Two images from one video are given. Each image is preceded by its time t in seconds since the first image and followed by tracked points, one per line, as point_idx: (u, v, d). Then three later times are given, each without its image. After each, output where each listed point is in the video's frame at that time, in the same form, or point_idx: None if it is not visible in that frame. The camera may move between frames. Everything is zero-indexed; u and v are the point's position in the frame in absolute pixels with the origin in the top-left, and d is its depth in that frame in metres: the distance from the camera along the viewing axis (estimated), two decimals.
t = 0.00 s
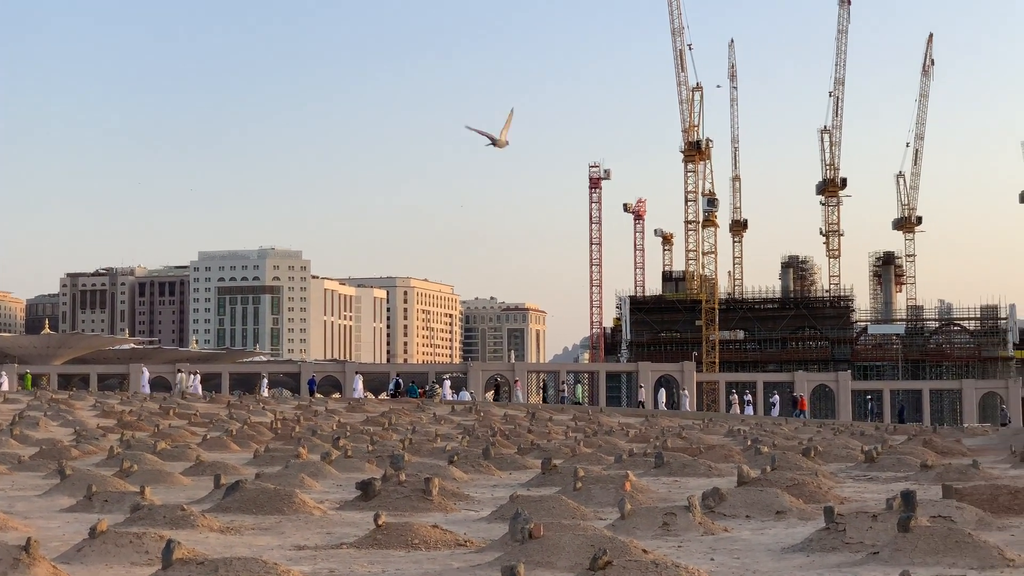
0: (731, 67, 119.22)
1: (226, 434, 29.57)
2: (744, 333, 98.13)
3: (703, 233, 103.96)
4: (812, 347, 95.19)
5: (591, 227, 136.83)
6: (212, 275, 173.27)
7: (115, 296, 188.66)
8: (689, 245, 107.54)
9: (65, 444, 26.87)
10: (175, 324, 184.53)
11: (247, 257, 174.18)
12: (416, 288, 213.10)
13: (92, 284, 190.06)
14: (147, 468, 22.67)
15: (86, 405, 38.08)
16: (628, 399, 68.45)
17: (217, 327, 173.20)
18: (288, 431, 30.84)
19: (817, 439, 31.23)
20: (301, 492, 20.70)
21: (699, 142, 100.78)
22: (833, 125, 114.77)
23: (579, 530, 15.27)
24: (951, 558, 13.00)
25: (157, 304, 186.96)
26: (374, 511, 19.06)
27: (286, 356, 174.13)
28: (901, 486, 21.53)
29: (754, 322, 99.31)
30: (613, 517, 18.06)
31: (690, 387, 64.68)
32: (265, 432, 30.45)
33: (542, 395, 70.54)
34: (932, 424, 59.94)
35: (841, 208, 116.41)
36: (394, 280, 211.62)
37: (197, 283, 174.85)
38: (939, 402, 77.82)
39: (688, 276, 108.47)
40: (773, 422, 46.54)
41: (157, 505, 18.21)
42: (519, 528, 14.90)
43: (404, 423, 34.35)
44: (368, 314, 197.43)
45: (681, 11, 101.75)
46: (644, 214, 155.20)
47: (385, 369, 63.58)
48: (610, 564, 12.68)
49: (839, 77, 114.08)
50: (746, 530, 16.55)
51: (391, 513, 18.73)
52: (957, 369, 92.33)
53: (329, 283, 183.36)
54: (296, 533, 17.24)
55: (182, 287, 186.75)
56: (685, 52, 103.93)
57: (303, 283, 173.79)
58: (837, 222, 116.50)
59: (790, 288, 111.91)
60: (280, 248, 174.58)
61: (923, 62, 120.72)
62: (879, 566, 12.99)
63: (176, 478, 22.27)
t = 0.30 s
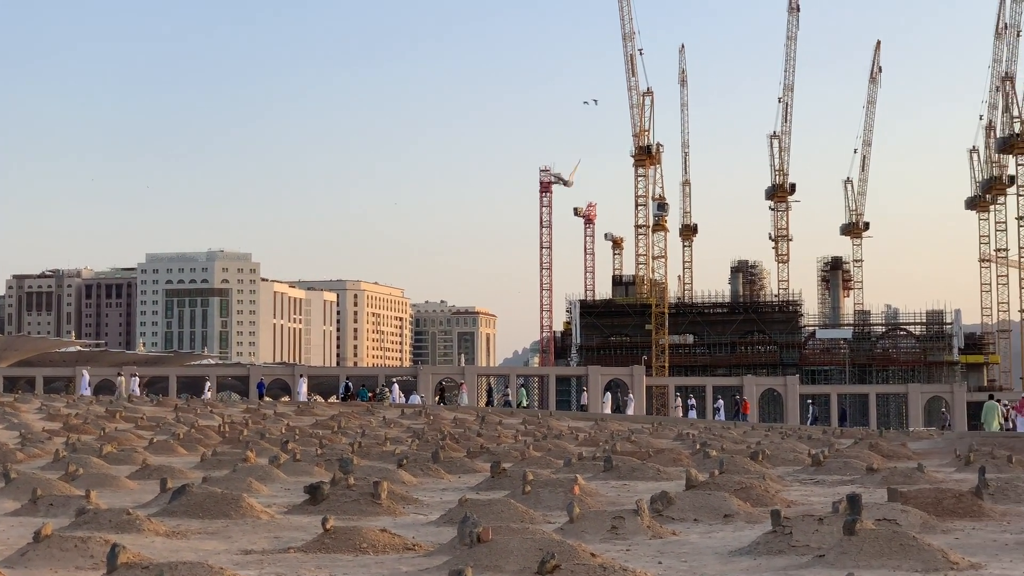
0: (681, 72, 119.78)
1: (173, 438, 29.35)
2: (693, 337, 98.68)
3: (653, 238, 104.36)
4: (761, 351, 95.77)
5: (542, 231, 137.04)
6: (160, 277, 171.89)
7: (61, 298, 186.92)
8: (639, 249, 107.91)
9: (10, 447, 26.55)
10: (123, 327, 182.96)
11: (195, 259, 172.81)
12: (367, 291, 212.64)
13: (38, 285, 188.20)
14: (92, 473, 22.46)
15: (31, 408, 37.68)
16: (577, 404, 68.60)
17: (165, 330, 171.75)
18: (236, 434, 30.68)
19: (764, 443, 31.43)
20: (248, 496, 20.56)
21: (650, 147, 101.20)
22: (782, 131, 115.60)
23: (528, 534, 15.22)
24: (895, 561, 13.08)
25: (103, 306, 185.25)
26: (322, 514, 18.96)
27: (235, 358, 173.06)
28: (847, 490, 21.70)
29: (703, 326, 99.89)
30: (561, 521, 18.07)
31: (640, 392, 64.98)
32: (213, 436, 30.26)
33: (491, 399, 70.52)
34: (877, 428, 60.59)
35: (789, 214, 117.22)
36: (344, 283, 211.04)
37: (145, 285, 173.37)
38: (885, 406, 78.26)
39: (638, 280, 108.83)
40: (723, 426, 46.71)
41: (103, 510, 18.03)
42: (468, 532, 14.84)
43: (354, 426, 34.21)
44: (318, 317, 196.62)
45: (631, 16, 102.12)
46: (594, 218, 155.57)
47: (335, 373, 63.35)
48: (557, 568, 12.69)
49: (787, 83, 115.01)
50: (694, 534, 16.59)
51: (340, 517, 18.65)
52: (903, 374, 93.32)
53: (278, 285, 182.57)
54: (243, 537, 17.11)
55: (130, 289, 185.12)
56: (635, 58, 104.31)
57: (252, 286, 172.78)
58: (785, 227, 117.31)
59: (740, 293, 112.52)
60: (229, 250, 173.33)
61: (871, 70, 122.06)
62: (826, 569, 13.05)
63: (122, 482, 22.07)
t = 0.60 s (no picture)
0: (632, 75, 120.22)
1: (120, 439, 29.10)
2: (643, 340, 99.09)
3: (603, 240, 104.57)
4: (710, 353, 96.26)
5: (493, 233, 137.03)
6: (107, 277, 170.60)
7: (7, 298, 184.98)
8: (590, 252, 108.09)
9: None
10: (69, 327, 181.23)
11: (143, 260, 171.65)
12: (316, 292, 211.77)
13: None
14: (36, 475, 22.23)
15: None
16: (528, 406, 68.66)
17: (112, 331, 170.35)
18: (184, 436, 30.44)
19: (712, 445, 31.60)
20: (195, 498, 20.41)
21: (601, 150, 101.43)
22: (732, 135, 116.23)
23: (475, 535, 15.21)
24: (841, 562, 13.19)
25: (50, 307, 183.46)
26: (270, 517, 18.84)
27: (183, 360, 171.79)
28: (794, 491, 21.86)
29: (653, 328, 100.32)
30: (510, 523, 18.07)
31: (590, 394, 65.14)
32: (160, 438, 30.01)
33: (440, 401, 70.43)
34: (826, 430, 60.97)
35: (739, 217, 117.87)
36: (294, 284, 210.14)
37: (91, 286, 171.96)
38: (834, 408, 78.69)
39: (589, 283, 109.04)
40: (672, 428, 46.84)
41: (48, 512, 17.83)
42: (416, 534, 14.81)
43: (303, 428, 34.06)
44: (267, 318, 195.52)
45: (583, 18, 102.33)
46: (545, 220, 155.74)
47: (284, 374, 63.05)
48: (506, 569, 12.67)
49: (737, 87, 115.66)
50: (642, 535, 16.63)
51: (288, 519, 18.55)
52: (850, 376, 94.03)
53: (227, 286, 181.46)
54: (189, 540, 16.97)
55: (76, 289, 183.40)
56: (587, 60, 104.51)
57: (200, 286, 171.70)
58: (735, 230, 117.95)
59: (689, 296, 112.96)
60: (178, 251, 172.32)
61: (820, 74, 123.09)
62: (773, 570, 13.12)
63: (67, 483, 21.85)
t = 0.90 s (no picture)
0: (579, 76, 120.49)
1: (61, 439, 28.79)
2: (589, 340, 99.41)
3: (550, 240, 104.71)
4: (655, 354, 96.68)
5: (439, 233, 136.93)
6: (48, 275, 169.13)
7: None
8: (536, 252, 108.22)
9: None
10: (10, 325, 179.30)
11: (86, 258, 170.34)
12: (262, 291, 210.70)
13: None
14: None
15: None
16: (473, 406, 68.69)
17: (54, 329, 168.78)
18: (126, 435, 30.16)
19: (658, 445, 31.75)
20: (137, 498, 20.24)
21: (548, 150, 101.57)
22: (679, 136, 116.77)
23: (420, 536, 15.17)
24: (783, 561, 13.26)
25: None
26: (213, 516, 18.70)
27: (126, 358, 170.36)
28: (737, 491, 21.99)
29: (599, 329, 100.67)
30: (455, 523, 18.05)
31: (536, 393, 65.23)
32: (102, 437, 29.73)
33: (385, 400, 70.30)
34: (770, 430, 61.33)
35: (685, 218, 118.43)
36: (239, 283, 209.05)
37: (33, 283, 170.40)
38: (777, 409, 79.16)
39: (535, 283, 109.19)
40: (617, 429, 47.02)
41: None
42: (360, 534, 14.74)
43: (248, 428, 33.88)
44: (212, 317, 194.12)
45: (530, 18, 102.48)
46: (491, 220, 155.74)
47: (229, 373, 62.64)
48: (449, 569, 12.66)
49: (684, 89, 116.22)
50: (586, 535, 16.66)
51: (231, 519, 18.42)
52: (794, 377, 94.80)
53: (171, 284, 180.04)
54: (131, 540, 16.82)
55: (18, 287, 181.58)
56: (535, 61, 104.61)
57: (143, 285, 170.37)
58: (681, 232, 118.50)
59: (635, 296, 113.33)
60: (121, 249, 171.08)
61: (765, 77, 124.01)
62: (715, 570, 13.17)
63: (7, 483, 21.59)
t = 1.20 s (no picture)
0: (515, 75, 120.50)
1: None
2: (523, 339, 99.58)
3: (485, 239, 104.66)
4: (589, 353, 96.96)
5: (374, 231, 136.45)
6: None
7: None
8: (471, 251, 108.15)
9: None
10: None
11: (15, 253, 169.40)
12: (194, 288, 209.25)
13: None
14: None
15: None
16: (407, 405, 68.52)
17: None
18: (55, 433, 29.76)
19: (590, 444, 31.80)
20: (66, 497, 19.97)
21: (483, 148, 101.48)
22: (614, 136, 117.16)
23: (352, 534, 15.07)
24: (713, 559, 13.32)
25: None
26: (143, 515, 18.49)
27: (56, 355, 168.71)
28: (670, 490, 22.07)
29: (534, 328, 100.85)
30: (388, 521, 17.97)
31: (471, 392, 65.20)
32: (31, 435, 29.32)
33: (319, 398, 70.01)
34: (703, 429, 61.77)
35: (620, 218, 118.88)
36: (171, 280, 207.62)
37: None
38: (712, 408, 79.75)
39: (470, 282, 109.11)
40: (551, 427, 47.04)
41: None
42: (291, 533, 14.63)
43: (178, 426, 33.57)
44: (143, 314, 192.31)
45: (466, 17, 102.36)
46: (427, 219, 155.37)
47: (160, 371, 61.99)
48: (381, 568, 12.61)
49: (620, 89, 116.72)
50: (519, 534, 16.65)
51: (162, 517, 18.23)
52: (727, 376, 95.65)
53: (102, 281, 178.08)
54: (60, 538, 16.60)
55: None
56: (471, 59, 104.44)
57: (74, 281, 169.06)
58: (616, 231, 118.92)
59: (570, 295, 113.52)
60: (51, 245, 170.06)
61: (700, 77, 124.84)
62: (647, 568, 13.23)
63: None
